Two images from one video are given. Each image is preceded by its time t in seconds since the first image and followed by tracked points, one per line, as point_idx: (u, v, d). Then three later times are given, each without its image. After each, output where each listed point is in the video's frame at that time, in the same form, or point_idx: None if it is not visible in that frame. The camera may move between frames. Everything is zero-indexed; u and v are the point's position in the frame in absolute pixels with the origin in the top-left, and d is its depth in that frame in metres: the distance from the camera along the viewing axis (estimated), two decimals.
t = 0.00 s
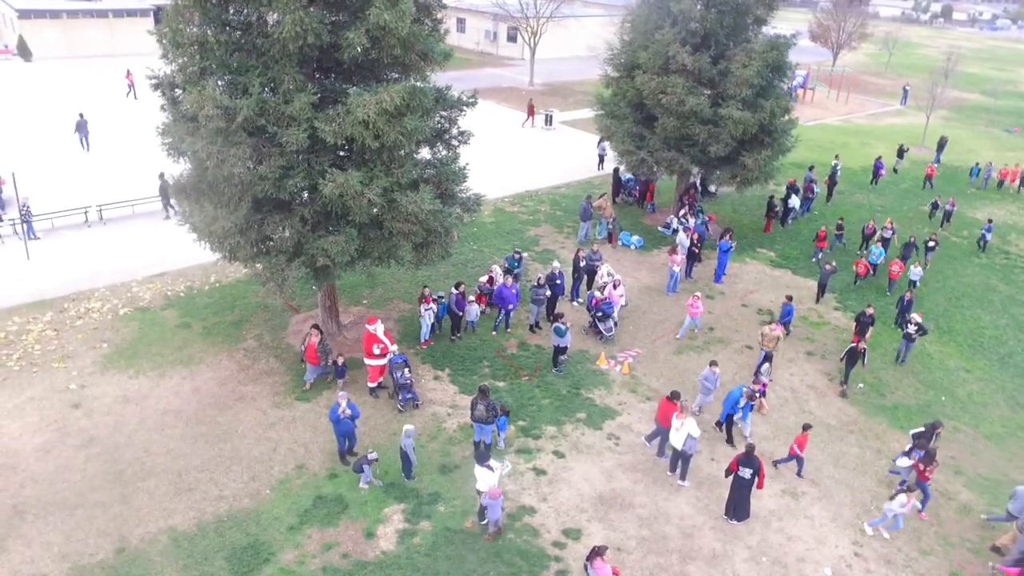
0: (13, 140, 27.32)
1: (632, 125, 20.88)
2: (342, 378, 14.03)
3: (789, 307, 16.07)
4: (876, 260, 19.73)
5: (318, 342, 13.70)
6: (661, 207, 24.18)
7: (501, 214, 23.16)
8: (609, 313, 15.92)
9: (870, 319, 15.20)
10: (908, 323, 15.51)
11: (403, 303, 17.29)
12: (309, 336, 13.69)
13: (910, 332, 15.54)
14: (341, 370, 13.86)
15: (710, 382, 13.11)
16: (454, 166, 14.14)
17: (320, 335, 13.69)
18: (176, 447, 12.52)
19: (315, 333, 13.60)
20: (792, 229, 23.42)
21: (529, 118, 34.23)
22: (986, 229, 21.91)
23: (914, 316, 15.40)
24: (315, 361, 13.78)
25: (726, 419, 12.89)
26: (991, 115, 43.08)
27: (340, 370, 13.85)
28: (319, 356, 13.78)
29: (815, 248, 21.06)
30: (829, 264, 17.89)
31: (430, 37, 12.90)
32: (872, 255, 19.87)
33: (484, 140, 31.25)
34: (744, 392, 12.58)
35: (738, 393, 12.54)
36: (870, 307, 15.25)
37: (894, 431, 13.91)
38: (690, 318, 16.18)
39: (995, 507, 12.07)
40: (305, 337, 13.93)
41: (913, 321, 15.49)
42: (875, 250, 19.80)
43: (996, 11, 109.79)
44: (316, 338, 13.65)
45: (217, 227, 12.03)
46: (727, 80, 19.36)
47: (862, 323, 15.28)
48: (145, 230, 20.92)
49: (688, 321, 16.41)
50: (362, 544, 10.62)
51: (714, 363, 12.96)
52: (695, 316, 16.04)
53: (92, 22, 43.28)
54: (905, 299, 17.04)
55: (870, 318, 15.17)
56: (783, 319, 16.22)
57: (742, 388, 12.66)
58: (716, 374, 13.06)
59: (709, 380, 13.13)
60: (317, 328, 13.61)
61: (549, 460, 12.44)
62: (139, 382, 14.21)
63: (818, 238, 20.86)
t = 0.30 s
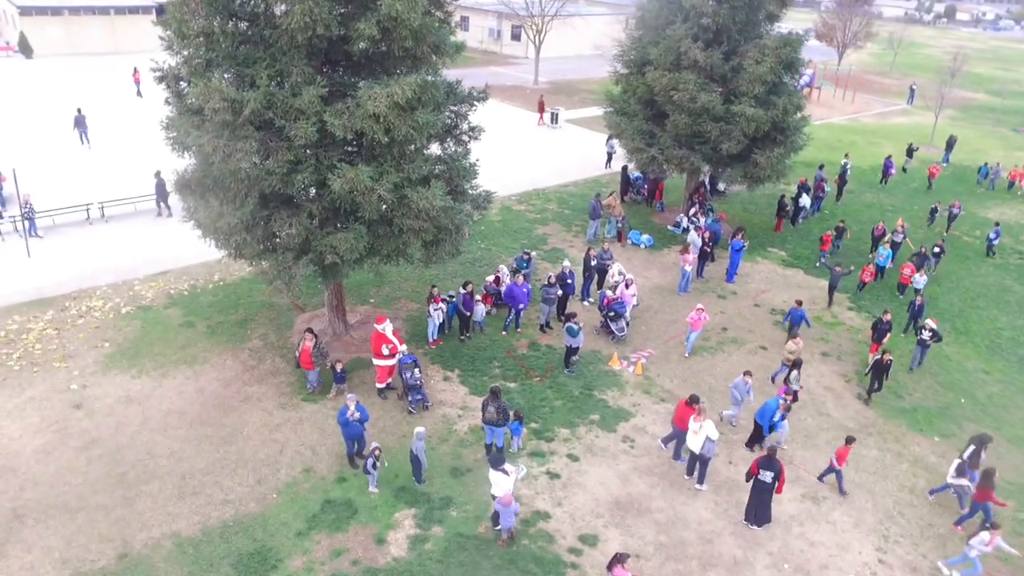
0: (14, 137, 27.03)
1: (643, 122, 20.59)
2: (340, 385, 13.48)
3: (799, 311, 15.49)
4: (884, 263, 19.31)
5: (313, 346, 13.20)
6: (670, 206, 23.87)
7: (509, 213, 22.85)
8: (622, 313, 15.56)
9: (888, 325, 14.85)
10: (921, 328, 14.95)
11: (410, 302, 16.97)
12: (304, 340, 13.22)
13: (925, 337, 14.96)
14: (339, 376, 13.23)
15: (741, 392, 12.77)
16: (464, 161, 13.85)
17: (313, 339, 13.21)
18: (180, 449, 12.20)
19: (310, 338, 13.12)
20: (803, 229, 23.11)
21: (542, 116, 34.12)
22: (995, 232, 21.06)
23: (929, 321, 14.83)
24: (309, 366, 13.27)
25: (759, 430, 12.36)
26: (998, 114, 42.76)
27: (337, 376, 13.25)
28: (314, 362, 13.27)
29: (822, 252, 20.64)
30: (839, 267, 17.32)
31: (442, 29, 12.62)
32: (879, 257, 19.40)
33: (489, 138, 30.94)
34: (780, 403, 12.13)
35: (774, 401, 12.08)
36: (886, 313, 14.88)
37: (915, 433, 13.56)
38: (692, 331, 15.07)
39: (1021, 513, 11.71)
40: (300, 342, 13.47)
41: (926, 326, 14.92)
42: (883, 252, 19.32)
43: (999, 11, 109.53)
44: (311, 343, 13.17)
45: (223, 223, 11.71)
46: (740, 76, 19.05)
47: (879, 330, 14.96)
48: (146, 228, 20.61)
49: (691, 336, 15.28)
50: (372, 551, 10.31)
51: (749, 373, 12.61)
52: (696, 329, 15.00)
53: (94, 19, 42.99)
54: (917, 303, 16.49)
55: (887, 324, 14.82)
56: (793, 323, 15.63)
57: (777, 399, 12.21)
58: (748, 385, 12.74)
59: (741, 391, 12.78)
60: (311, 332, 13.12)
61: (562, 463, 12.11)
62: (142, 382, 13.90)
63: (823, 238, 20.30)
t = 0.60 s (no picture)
0: None
1: (629, 120, 20.30)
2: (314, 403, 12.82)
3: (788, 316, 14.99)
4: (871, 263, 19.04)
5: (284, 365, 12.36)
6: (656, 206, 23.59)
7: (493, 213, 22.41)
8: (613, 314, 15.18)
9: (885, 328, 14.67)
10: (913, 329, 14.43)
11: (395, 306, 16.47)
12: (274, 358, 12.36)
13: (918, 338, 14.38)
14: (311, 392, 12.81)
15: (752, 404, 12.34)
16: (451, 160, 13.42)
17: (285, 356, 12.37)
18: (155, 464, 11.60)
19: (280, 355, 12.28)
20: (790, 227, 22.93)
21: (526, 117, 33.72)
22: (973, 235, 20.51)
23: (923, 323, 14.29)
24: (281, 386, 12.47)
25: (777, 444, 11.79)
26: (974, 113, 43.18)
27: (311, 393, 12.83)
28: (283, 381, 12.43)
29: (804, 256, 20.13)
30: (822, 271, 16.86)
31: (429, 23, 12.21)
32: (864, 258, 19.04)
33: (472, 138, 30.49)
34: (798, 415, 11.55)
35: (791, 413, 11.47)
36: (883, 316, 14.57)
37: (913, 433, 13.31)
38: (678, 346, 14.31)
39: None
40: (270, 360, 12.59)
41: (919, 327, 14.38)
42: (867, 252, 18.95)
43: (969, 12, 111.32)
44: (281, 360, 12.32)
45: (199, 225, 11.17)
46: (728, 72, 18.83)
47: (877, 335, 14.66)
48: (114, 233, 19.77)
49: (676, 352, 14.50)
50: (360, 569, 9.82)
51: (760, 385, 12.24)
52: (682, 344, 14.21)
53: (62, 19, 41.79)
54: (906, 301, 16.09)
55: (883, 326, 14.60)
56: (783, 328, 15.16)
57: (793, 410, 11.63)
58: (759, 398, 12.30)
59: (753, 402, 12.35)
60: (282, 349, 12.29)
61: (557, 471, 11.70)
62: (114, 394, 13.25)
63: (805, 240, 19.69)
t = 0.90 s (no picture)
0: None
1: (615, 115, 19.99)
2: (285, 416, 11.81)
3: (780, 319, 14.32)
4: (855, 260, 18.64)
5: (253, 374, 11.67)
6: (641, 202, 23.33)
7: (477, 211, 21.99)
8: (604, 311, 14.83)
9: (884, 330, 14.47)
10: (910, 328, 14.27)
11: (379, 305, 15.97)
12: (242, 367, 11.67)
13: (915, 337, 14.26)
14: (283, 406, 11.68)
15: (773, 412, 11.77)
16: (438, 153, 12.95)
17: (254, 365, 11.69)
18: (132, 474, 11.02)
19: (248, 364, 11.57)
20: (775, 222, 22.81)
21: (506, 114, 33.32)
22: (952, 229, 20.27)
23: (919, 321, 14.18)
24: (251, 396, 11.79)
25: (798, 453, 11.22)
26: (949, 109, 43.61)
27: (284, 408, 11.74)
28: (253, 391, 11.76)
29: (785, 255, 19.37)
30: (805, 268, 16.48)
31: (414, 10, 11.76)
32: (850, 254, 18.71)
33: (453, 136, 30.03)
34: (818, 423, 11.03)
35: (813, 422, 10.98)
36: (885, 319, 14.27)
37: (910, 427, 13.14)
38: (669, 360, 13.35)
39: None
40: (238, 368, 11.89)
41: (916, 325, 14.25)
42: (853, 249, 18.63)
43: (937, 12, 113.11)
44: (250, 369, 11.63)
45: (176, 222, 10.61)
46: (714, 65, 18.61)
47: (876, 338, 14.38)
48: (82, 235, 18.97)
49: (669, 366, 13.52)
50: None
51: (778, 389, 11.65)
52: (675, 359, 13.25)
53: (25, 16, 40.56)
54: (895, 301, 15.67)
55: (884, 327, 14.35)
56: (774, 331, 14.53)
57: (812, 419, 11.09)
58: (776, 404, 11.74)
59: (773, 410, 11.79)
60: (251, 357, 11.58)
61: (553, 473, 11.32)
62: (87, 401, 12.62)
63: (787, 242, 18.79)
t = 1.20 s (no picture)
0: None
1: (622, 106, 19.69)
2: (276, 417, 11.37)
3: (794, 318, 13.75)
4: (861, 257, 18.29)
5: (239, 375, 11.05)
6: (647, 195, 23.05)
7: (481, 204, 21.67)
8: (614, 303, 14.57)
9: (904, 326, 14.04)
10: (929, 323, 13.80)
11: (384, 298, 15.64)
12: (227, 369, 11.07)
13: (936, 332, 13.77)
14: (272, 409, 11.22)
15: (805, 410, 11.34)
16: (447, 139, 12.64)
17: (240, 366, 11.05)
18: (133, 467, 10.69)
19: (234, 364, 10.97)
20: (783, 216, 22.54)
21: (509, 109, 33.01)
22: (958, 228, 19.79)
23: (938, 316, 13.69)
24: (238, 398, 11.19)
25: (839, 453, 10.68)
26: (952, 106, 43.42)
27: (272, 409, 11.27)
28: (240, 393, 11.15)
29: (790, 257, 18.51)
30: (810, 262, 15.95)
31: None
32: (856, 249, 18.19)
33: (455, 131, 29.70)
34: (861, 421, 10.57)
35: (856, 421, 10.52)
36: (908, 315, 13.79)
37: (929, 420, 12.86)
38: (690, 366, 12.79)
39: None
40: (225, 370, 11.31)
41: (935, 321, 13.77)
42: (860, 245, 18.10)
43: (936, 12, 113.08)
44: (236, 370, 11.01)
45: (178, 207, 10.28)
46: (723, 55, 18.32)
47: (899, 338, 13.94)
48: (77, 228, 18.54)
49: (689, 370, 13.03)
50: None
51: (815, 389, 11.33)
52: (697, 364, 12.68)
53: (20, 10, 40.04)
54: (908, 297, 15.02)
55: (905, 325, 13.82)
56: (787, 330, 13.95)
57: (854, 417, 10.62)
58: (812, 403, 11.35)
59: (807, 408, 11.36)
60: (236, 357, 10.96)
61: (567, 466, 11.01)
62: (86, 394, 12.29)
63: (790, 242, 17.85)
